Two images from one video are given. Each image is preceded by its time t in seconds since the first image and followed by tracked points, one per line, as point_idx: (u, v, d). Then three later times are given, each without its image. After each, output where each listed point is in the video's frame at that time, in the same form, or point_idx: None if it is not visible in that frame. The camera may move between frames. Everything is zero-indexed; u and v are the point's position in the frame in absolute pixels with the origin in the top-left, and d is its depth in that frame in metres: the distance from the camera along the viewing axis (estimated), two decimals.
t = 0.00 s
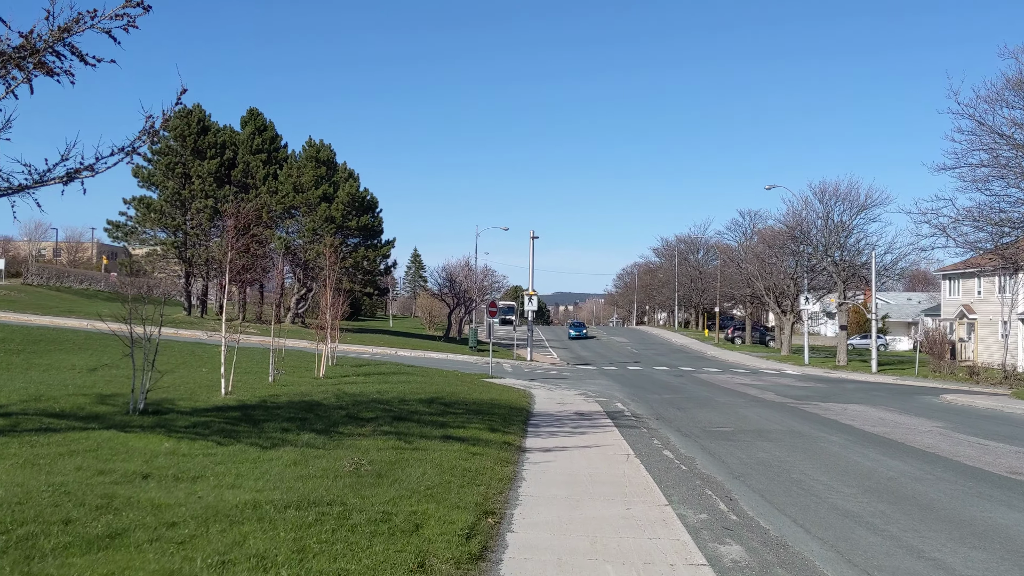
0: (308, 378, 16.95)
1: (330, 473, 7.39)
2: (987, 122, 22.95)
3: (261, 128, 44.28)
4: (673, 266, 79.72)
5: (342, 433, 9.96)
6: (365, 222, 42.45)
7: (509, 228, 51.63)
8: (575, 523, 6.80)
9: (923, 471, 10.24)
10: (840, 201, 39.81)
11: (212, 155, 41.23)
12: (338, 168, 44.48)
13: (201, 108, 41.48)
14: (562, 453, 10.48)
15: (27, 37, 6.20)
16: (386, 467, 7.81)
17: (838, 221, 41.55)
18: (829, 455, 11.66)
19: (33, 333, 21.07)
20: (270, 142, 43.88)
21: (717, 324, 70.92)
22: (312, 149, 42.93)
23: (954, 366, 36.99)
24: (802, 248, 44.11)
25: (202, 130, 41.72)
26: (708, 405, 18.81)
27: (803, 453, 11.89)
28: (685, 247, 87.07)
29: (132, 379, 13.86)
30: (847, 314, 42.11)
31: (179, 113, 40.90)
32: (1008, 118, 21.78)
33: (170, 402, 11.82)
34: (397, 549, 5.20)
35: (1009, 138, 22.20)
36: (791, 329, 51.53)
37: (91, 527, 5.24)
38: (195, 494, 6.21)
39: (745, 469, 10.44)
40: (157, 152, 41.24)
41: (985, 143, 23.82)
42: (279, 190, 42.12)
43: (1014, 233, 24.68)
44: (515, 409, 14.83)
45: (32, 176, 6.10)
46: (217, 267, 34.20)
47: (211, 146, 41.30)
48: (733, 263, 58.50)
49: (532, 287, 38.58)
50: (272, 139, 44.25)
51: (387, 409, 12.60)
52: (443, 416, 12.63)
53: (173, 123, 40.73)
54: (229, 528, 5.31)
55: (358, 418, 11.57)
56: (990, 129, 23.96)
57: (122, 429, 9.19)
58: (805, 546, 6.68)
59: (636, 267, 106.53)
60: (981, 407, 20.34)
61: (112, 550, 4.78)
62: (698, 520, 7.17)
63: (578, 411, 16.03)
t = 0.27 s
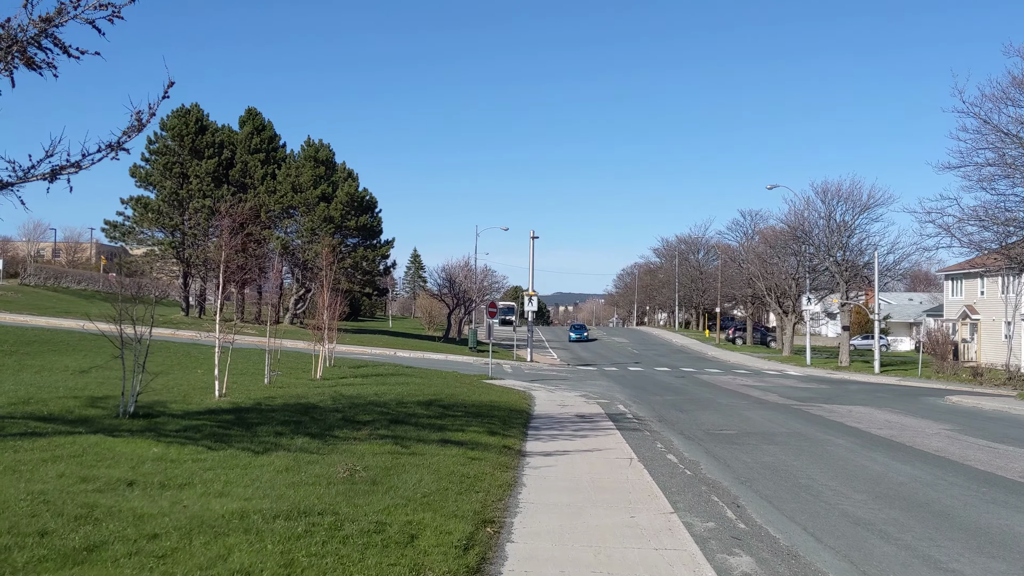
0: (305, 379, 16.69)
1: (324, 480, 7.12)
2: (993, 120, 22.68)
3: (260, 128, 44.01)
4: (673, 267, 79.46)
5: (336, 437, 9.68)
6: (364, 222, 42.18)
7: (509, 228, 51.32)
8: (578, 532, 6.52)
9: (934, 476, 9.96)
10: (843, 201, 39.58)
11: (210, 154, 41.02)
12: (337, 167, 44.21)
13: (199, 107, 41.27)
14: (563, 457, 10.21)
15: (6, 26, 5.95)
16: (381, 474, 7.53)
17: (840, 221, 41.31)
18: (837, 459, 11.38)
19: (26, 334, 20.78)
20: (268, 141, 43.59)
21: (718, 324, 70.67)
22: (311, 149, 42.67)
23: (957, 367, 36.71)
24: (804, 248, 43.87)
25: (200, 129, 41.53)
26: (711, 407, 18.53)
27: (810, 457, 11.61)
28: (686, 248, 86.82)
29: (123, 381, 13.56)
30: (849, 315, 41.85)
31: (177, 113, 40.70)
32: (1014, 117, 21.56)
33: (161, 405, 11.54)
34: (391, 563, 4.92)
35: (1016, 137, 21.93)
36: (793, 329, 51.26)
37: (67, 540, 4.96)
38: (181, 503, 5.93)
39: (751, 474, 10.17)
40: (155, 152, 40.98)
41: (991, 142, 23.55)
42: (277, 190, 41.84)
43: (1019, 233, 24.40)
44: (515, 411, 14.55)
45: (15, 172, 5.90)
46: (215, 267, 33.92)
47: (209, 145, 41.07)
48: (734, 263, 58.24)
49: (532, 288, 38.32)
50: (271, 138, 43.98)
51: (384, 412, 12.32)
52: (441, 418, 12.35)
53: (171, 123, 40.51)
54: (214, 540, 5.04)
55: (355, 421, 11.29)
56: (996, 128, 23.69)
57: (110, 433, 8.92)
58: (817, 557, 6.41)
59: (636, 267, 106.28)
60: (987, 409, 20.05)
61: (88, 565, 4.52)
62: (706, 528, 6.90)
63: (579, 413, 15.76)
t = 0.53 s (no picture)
0: (302, 378, 16.40)
1: (317, 482, 6.85)
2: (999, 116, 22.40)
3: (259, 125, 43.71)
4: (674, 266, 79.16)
5: (330, 437, 9.40)
6: (363, 220, 41.90)
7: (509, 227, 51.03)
8: (580, 537, 6.24)
9: (946, 477, 9.68)
10: (845, 199, 39.33)
11: (207, 152, 40.77)
12: (336, 165, 43.93)
13: (197, 105, 41.08)
14: (564, 458, 9.94)
15: None
16: (376, 475, 7.25)
17: (843, 219, 41.04)
18: (846, 460, 11.10)
19: (19, 332, 20.51)
20: (267, 139, 43.32)
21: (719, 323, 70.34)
22: (310, 146, 42.41)
23: (960, 366, 36.42)
24: (806, 247, 43.60)
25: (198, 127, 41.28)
26: (714, 406, 18.24)
27: (818, 457, 11.33)
28: (687, 247, 86.54)
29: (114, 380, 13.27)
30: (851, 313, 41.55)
31: (175, 110, 40.51)
32: (1020, 113, 21.31)
33: (152, 404, 11.26)
34: (383, 572, 4.65)
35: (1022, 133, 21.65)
36: (795, 328, 50.96)
37: (41, 546, 4.68)
38: (164, 507, 5.65)
39: (757, 475, 9.89)
40: (152, 150, 40.74)
41: (997, 139, 23.26)
42: (276, 188, 41.54)
43: None
44: (515, 410, 14.26)
45: None
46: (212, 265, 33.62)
47: (207, 143, 40.86)
48: (735, 262, 57.93)
49: (532, 286, 38.03)
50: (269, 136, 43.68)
51: (381, 412, 12.04)
52: (439, 418, 12.07)
53: (168, 120, 40.31)
54: (196, 547, 4.76)
55: (350, 420, 11.01)
56: (1002, 124, 23.40)
57: (97, 433, 8.64)
58: (830, 562, 6.13)
59: (637, 267, 106.00)
60: (994, 408, 19.76)
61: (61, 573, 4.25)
62: (713, 533, 6.62)
63: (579, 413, 15.48)
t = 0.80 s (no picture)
0: (301, 381, 16.15)
1: (314, 492, 6.61)
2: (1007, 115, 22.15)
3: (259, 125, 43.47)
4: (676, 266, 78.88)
5: (329, 443, 9.16)
6: (364, 220, 41.66)
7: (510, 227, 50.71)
8: (588, 551, 5.99)
9: (961, 484, 9.43)
10: (849, 199, 39.08)
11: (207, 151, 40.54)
12: (337, 165, 43.69)
13: (197, 104, 40.89)
14: (568, 464, 9.69)
15: None
16: (375, 485, 7.01)
17: (846, 220, 40.77)
18: (856, 466, 10.85)
19: (16, 334, 20.28)
20: (267, 139, 43.07)
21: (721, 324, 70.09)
22: (311, 146, 42.18)
23: (965, 368, 36.15)
24: (810, 247, 43.33)
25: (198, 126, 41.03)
26: (719, 409, 17.98)
27: (828, 463, 11.09)
28: (688, 247, 86.28)
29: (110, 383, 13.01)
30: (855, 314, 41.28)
31: (175, 110, 40.34)
32: None
33: (148, 409, 11.02)
34: None
35: None
36: (798, 329, 50.64)
37: (21, 564, 4.44)
38: (154, 521, 5.42)
39: (767, 482, 9.64)
40: (152, 149, 40.53)
41: (1004, 138, 23.03)
42: (276, 188, 41.30)
43: None
44: (517, 414, 14.00)
45: None
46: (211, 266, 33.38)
47: (207, 142, 40.67)
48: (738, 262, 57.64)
49: (534, 287, 37.76)
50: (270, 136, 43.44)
51: (382, 416, 11.79)
52: (441, 422, 11.82)
53: (168, 120, 40.12)
54: (185, 565, 4.52)
55: (350, 425, 10.77)
56: (1009, 123, 23.16)
57: (89, 439, 8.41)
58: None
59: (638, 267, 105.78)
60: (1002, 411, 19.51)
61: None
62: (725, 546, 6.39)
63: (583, 417, 15.24)
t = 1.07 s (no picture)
0: (301, 379, 15.86)
1: (314, 492, 6.34)
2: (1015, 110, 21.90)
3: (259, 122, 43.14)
4: (678, 265, 78.59)
5: (328, 441, 8.88)
6: (364, 217, 41.38)
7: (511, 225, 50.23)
8: (600, 552, 5.73)
9: (980, 484, 9.15)
10: (853, 196, 38.80)
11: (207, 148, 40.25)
12: (337, 162, 43.41)
13: (196, 101, 40.63)
14: (575, 463, 9.42)
15: None
16: (377, 484, 6.73)
17: (850, 217, 40.50)
18: (870, 464, 10.58)
19: (11, 331, 19.96)
20: (267, 136, 42.79)
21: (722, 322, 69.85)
22: (311, 143, 41.90)
23: (970, 366, 35.87)
24: (813, 245, 43.05)
25: (197, 123, 40.75)
26: (725, 408, 17.73)
27: (840, 461, 10.82)
28: (690, 245, 85.83)
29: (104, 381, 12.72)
30: (859, 312, 40.96)
31: (174, 107, 40.08)
32: None
33: (143, 407, 10.73)
34: None
35: None
36: (801, 327, 50.34)
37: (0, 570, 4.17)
38: (144, 522, 5.14)
39: (779, 481, 9.38)
40: (151, 146, 40.26)
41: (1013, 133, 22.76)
42: (276, 185, 40.99)
43: None
44: (521, 412, 13.73)
45: None
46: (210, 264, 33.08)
47: (207, 139, 40.41)
48: (740, 261, 57.34)
49: (536, 285, 37.50)
50: (270, 133, 43.09)
51: (383, 414, 11.52)
52: (443, 420, 11.53)
53: (168, 116, 39.85)
54: (175, 571, 4.25)
55: (351, 423, 10.49)
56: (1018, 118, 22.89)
57: (81, 437, 8.14)
58: None
59: (638, 266, 105.50)
60: (1012, 409, 19.24)
61: None
62: (743, 548, 6.12)
63: (588, 415, 14.96)
